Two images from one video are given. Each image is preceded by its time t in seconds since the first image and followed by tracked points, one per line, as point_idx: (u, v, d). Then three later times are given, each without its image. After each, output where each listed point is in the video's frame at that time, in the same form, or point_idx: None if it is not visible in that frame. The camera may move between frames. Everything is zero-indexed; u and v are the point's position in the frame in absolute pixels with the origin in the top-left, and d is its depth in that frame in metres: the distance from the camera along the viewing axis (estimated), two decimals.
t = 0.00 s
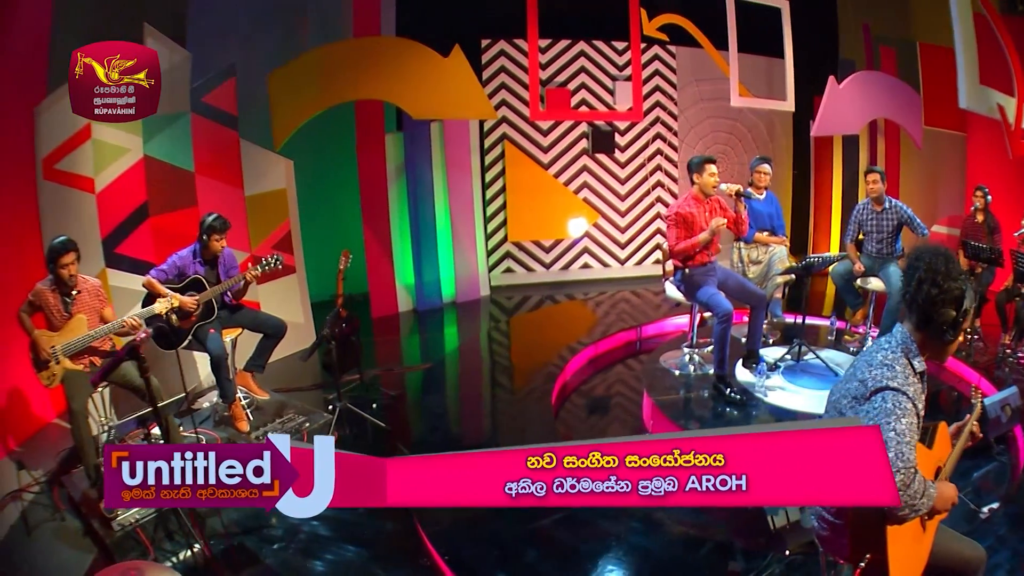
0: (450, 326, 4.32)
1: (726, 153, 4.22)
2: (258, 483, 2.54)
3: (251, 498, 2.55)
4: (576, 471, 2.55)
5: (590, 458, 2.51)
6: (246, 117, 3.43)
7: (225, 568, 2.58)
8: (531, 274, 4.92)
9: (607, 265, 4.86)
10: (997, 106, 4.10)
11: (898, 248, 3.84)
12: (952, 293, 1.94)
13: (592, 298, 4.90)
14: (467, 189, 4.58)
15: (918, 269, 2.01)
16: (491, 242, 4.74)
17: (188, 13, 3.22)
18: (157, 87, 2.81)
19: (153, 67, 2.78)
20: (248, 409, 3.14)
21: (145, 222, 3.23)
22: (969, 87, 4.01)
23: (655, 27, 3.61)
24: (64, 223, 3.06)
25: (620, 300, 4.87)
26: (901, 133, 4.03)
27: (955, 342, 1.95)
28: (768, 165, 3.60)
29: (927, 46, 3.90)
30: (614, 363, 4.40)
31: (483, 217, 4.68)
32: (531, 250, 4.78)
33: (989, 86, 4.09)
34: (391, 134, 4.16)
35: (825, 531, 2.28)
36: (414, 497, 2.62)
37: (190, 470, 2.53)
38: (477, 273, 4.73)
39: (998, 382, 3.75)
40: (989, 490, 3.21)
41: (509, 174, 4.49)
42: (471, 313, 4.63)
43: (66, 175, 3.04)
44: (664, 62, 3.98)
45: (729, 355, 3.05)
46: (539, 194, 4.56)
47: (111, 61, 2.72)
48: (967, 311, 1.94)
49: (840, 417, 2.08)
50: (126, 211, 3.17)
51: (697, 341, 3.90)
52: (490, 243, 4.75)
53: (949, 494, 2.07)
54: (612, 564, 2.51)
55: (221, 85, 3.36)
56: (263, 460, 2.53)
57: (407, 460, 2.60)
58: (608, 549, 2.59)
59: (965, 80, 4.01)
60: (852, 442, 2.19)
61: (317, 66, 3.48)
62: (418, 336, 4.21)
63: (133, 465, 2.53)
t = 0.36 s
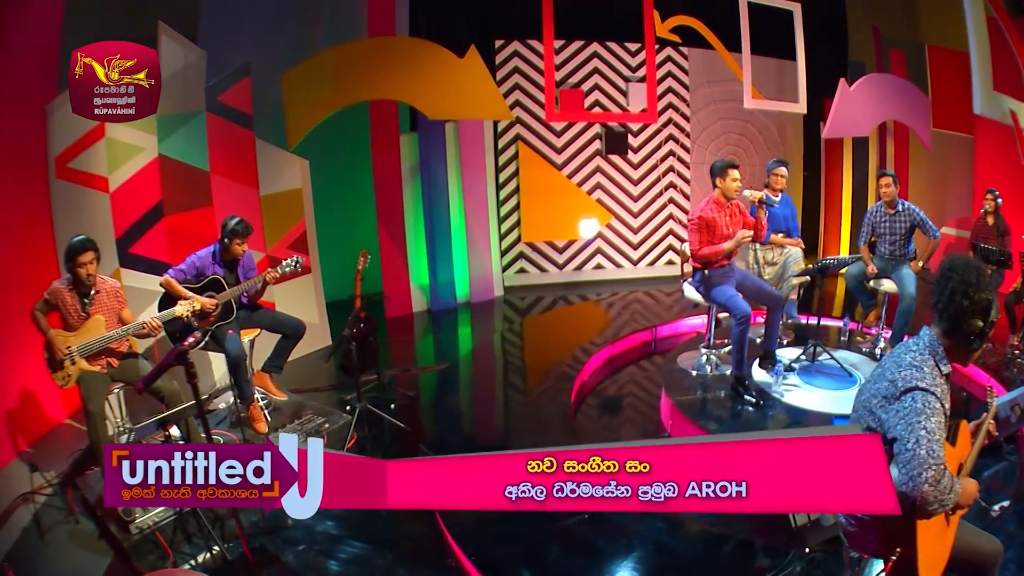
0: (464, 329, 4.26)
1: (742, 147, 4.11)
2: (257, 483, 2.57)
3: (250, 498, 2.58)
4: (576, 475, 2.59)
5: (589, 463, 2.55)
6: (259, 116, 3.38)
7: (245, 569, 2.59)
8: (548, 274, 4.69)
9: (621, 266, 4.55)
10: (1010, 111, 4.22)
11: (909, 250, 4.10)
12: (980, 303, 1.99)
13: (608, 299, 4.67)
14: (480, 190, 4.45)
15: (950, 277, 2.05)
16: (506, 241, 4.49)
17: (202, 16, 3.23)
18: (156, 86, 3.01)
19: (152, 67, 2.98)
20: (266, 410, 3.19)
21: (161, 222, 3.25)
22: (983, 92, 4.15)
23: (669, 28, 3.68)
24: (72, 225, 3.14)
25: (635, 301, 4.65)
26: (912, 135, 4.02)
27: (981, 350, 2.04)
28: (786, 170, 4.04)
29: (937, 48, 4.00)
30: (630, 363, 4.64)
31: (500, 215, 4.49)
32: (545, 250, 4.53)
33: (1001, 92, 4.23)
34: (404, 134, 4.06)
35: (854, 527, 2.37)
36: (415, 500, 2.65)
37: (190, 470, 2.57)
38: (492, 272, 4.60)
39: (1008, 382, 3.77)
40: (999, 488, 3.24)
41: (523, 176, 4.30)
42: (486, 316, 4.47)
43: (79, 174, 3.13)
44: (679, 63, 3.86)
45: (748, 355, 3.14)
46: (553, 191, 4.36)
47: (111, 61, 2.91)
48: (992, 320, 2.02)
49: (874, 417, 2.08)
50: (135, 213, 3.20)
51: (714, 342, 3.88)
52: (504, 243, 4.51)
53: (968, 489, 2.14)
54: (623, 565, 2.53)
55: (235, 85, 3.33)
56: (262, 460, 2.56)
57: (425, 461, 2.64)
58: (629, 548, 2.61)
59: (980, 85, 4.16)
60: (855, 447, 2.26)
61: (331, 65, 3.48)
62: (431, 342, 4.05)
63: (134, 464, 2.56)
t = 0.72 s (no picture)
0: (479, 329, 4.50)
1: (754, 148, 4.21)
2: (257, 483, 2.54)
3: (251, 498, 2.55)
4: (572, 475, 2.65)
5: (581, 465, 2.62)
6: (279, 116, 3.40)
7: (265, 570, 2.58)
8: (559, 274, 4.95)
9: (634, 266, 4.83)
10: None
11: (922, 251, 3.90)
12: (1005, 313, 2.04)
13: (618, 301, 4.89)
14: (497, 189, 4.64)
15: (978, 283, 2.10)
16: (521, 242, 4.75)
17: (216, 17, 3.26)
18: (156, 87, 2.96)
19: (151, 67, 2.93)
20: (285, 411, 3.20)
21: (176, 222, 3.27)
22: (996, 98, 4.03)
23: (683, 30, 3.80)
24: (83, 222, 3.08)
25: (646, 303, 4.87)
26: (920, 139, 4.04)
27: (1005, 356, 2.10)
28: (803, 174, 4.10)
29: (947, 51, 3.95)
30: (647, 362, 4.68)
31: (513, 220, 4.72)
32: (558, 250, 4.81)
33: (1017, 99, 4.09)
34: (422, 134, 4.20)
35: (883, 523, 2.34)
36: (420, 501, 2.71)
37: (190, 470, 2.52)
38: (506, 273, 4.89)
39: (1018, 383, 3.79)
40: (1011, 489, 3.26)
41: (538, 175, 4.57)
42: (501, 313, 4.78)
43: (92, 172, 3.05)
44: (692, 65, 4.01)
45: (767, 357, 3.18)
46: (568, 189, 4.62)
47: (110, 61, 2.86)
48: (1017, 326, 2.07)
49: (903, 416, 2.12)
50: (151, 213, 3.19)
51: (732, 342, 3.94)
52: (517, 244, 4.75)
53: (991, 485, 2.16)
54: (633, 565, 2.53)
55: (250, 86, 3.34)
56: (263, 460, 2.53)
57: (434, 461, 2.70)
58: (650, 548, 2.62)
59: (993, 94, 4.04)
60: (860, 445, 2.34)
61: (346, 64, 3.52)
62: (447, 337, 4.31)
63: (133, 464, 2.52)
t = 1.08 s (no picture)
0: (495, 329, 4.75)
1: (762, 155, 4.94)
2: (258, 483, 2.52)
3: (250, 498, 2.53)
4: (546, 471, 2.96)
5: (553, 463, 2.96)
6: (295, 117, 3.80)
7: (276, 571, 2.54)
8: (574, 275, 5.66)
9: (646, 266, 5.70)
10: None
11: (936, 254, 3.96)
12: None
13: (634, 301, 5.33)
14: (512, 189, 5.14)
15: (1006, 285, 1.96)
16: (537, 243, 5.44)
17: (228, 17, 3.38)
18: (157, 87, 2.81)
19: (152, 67, 2.77)
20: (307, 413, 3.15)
21: (195, 220, 3.30)
22: (1010, 104, 4.00)
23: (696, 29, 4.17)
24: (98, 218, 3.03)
25: (659, 303, 5.30)
26: (929, 140, 4.17)
27: None
28: (822, 174, 3.76)
29: (957, 54, 3.98)
30: (665, 362, 4.59)
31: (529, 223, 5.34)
32: (574, 251, 5.61)
33: None
34: (439, 134, 4.78)
35: (906, 515, 2.18)
36: (415, 498, 2.86)
37: (190, 470, 2.47)
38: (522, 274, 5.30)
39: None
40: None
41: (554, 174, 5.43)
42: (516, 310, 5.15)
43: (111, 170, 3.04)
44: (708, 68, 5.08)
45: (786, 357, 3.27)
46: (583, 190, 5.45)
47: (111, 61, 2.70)
48: None
49: (931, 414, 2.00)
50: (169, 213, 3.22)
51: (749, 342, 3.99)
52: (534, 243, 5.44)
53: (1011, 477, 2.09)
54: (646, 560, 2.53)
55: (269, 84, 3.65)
56: (262, 460, 2.52)
57: (417, 462, 2.95)
58: (674, 546, 2.61)
59: (1006, 97, 3.99)
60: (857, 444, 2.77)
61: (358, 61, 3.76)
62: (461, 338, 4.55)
63: (134, 464, 2.46)
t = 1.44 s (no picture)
0: (507, 330, 5.02)
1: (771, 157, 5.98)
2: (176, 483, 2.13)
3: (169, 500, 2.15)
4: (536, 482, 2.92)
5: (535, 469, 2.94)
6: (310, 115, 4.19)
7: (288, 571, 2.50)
8: (587, 275, 6.20)
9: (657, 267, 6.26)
10: None
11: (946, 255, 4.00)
12: None
13: (645, 301, 5.74)
14: (526, 189, 5.52)
15: None
16: (551, 242, 6.01)
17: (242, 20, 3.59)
18: (154, 87, 3.03)
19: (150, 68, 2.99)
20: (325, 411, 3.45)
21: (210, 220, 3.53)
22: None
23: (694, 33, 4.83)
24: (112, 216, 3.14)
25: (670, 304, 5.67)
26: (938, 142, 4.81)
27: None
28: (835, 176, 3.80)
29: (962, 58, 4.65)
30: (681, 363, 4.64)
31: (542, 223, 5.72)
32: (587, 252, 6.13)
33: None
34: (455, 135, 5.08)
35: (926, 509, 2.02)
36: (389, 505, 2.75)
37: (108, 470, 2.09)
38: (534, 274, 5.72)
39: None
40: None
41: (567, 175, 5.89)
42: (530, 309, 5.55)
43: (125, 170, 3.15)
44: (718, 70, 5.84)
45: (802, 357, 3.34)
46: (593, 192, 5.94)
47: (110, 61, 2.82)
48: None
49: (952, 412, 1.89)
50: (186, 211, 3.40)
51: (766, 342, 4.02)
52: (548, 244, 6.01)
53: None
54: (658, 550, 2.56)
55: (283, 84, 3.89)
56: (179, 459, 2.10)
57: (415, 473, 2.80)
58: (696, 543, 2.58)
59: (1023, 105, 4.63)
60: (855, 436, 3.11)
61: (373, 64, 4.37)
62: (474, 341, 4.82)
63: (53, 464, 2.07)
